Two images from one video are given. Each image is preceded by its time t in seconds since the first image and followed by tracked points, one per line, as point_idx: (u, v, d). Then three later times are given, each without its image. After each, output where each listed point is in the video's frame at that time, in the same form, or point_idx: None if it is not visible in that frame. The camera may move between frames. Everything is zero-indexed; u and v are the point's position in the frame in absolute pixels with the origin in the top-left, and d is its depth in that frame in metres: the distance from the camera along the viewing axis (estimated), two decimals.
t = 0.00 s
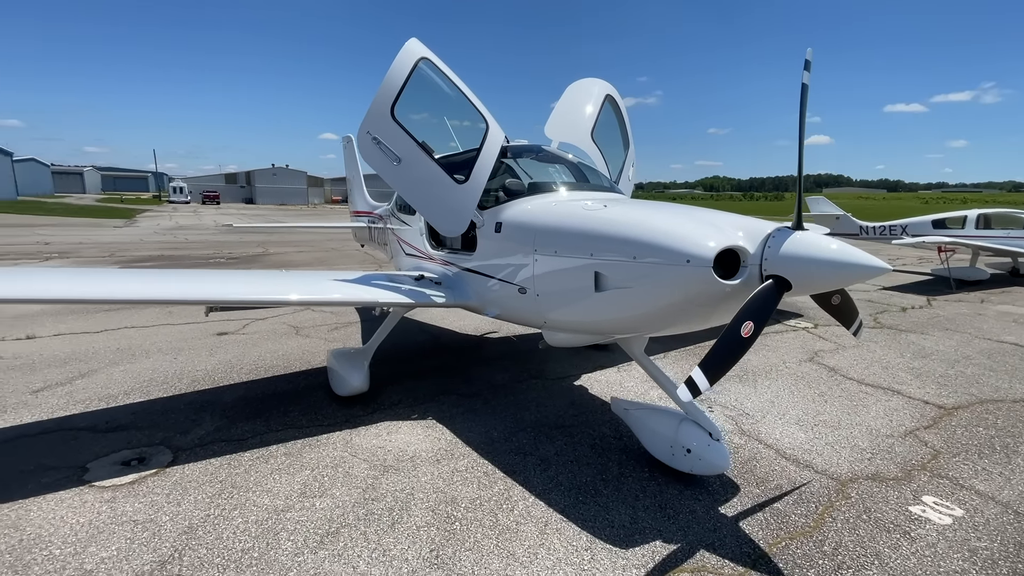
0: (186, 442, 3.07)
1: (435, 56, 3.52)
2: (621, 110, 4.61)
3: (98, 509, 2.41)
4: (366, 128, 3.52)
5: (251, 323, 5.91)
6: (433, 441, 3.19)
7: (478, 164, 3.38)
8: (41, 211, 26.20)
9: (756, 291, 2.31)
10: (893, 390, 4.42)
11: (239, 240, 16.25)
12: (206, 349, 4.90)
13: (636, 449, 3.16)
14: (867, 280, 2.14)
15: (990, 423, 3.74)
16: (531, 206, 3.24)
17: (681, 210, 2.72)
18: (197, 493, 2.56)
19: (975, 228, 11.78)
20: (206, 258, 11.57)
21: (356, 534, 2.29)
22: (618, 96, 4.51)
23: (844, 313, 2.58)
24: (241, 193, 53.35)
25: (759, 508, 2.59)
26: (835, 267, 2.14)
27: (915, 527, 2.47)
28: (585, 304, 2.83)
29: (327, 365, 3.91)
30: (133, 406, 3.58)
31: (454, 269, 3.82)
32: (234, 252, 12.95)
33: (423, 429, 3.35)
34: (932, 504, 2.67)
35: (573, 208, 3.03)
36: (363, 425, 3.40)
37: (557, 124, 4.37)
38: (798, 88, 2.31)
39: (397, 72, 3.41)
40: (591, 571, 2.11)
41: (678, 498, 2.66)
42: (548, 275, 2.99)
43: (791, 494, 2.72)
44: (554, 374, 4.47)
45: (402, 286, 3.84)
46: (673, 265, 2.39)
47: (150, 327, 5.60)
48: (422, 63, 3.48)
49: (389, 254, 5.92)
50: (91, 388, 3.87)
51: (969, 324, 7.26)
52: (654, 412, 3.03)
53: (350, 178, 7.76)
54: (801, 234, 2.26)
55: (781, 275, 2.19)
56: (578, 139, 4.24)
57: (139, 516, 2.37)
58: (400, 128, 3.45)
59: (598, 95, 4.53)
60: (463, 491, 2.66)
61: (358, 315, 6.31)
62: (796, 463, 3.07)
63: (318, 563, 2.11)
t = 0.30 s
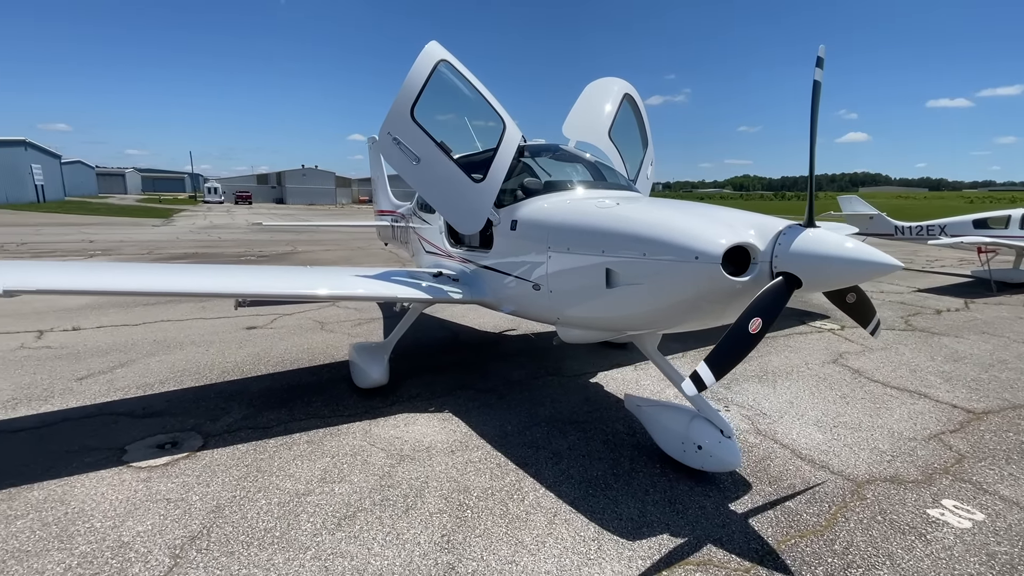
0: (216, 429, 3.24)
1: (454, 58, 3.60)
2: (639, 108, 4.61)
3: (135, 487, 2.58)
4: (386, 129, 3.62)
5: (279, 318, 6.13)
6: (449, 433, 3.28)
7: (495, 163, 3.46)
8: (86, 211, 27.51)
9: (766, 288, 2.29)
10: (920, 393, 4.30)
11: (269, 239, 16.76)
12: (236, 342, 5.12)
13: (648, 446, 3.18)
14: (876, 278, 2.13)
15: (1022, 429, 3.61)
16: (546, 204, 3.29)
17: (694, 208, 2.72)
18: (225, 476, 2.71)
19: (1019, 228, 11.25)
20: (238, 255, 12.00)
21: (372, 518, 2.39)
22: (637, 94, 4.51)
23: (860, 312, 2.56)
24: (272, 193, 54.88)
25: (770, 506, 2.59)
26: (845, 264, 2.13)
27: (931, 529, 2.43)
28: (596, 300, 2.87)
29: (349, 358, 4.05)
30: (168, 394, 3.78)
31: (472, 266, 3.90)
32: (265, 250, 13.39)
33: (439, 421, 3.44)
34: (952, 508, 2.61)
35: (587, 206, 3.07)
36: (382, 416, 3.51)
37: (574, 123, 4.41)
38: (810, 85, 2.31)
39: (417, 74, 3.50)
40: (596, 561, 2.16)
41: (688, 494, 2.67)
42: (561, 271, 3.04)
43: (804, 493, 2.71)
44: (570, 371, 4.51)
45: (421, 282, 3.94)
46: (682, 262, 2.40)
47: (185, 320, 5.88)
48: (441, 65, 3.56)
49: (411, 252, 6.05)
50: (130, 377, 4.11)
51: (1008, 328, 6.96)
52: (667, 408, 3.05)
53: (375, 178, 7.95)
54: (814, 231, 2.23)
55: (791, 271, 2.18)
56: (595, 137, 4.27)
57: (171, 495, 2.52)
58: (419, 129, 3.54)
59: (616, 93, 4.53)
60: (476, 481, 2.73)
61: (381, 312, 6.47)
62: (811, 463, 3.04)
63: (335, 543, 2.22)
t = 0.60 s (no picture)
0: (240, 418, 3.40)
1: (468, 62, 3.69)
2: (655, 108, 4.62)
3: (165, 470, 2.75)
4: (403, 132, 3.74)
5: (302, 314, 6.33)
6: (461, 427, 3.38)
7: (508, 165, 3.54)
8: (124, 211, 28.53)
9: (770, 287, 2.31)
10: (942, 397, 4.21)
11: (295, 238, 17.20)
12: (261, 337, 5.32)
13: (657, 443, 3.21)
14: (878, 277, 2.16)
15: None
16: (557, 204, 3.35)
17: (701, 208, 2.75)
18: (247, 462, 2.86)
19: None
20: (265, 253, 12.38)
21: (384, 505, 2.50)
22: (652, 94, 4.52)
23: (871, 312, 2.55)
24: (299, 194, 56.14)
25: (776, 504, 2.60)
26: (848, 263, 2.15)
27: (940, 532, 2.41)
28: (603, 299, 2.92)
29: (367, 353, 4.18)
30: (197, 385, 3.98)
31: (486, 265, 3.99)
32: (291, 248, 13.76)
33: (452, 415, 3.54)
34: (964, 512, 2.58)
35: (597, 206, 3.12)
36: (398, 409, 3.63)
37: (588, 124, 4.45)
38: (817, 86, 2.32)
39: (434, 78, 3.60)
40: (598, 551, 2.22)
41: (693, 491, 2.70)
42: (570, 270, 3.11)
43: (811, 493, 2.71)
44: (583, 369, 4.56)
45: (436, 280, 4.04)
46: (686, 261, 2.44)
47: (214, 316, 6.13)
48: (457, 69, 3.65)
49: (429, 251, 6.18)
50: (162, 368, 4.33)
51: None
52: (675, 406, 3.08)
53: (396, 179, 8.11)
54: (817, 230, 2.25)
55: (795, 270, 2.19)
56: (608, 138, 4.31)
57: (198, 478, 2.68)
58: (434, 131, 3.64)
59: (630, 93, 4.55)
60: (485, 472, 2.82)
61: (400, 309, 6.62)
62: (821, 464, 3.03)
63: (348, 527, 2.33)
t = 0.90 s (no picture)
0: (255, 411, 3.52)
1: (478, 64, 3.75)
2: (666, 107, 4.60)
3: (182, 459, 2.87)
4: (414, 133, 3.80)
5: (319, 311, 6.48)
6: (467, 423, 3.43)
7: (516, 164, 3.59)
8: (153, 211, 29.48)
9: (770, 286, 2.30)
10: (961, 401, 4.10)
11: (315, 237, 17.53)
12: (278, 333, 5.48)
13: (661, 442, 3.22)
14: (877, 278, 2.16)
15: None
16: (563, 204, 3.38)
17: (703, 207, 2.73)
18: (260, 452, 2.97)
19: None
20: (286, 252, 12.68)
21: (388, 496, 2.57)
22: (663, 94, 4.50)
23: (877, 313, 2.52)
24: (321, 194, 57.14)
25: (778, 505, 2.59)
26: (848, 263, 2.15)
27: (947, 538, 2.37)
28: (606, 298, 2.94)
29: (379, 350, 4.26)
30: (215, 378, 4.13)
31: (494, 264, 4.04)
32: (311, 247, 14.05)
33: (459, 412, 3.60)
34: (974, 517, 2.53)
35: (601, 205, 3.13)
36: (406, 405, 3.71)
37: (598, 123, 4.45)
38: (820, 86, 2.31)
39: (443, 80, 3.66)
40: (595, 546, 2.24)
41: (694, 490, 2.71)
42: (574, 270, 3.14)
43: (816, 495, 2.69)
44: (592, 369, 4.58)
45: (445, 278, 4.10)
46: (684, 261, 2.44)
47: (235, 312, 6.33)
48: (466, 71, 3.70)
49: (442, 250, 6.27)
50: (184, 362, 4.50)
51: None
52: (678, 406, 3.08)
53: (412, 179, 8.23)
54: (819, 230, 2.25)
55: (796, 270, 2.19)
56: (618, 138, 4.31)
57: (214, 467, 2.79)
58: (443, 132, 3.71)
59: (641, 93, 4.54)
60: (488, 468, 2.87)
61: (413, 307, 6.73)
62: (828, 467, 3.00)
63: (352, 517, 2.40)
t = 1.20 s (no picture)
0: (256, 405, 3.62)
1: (476, 66, 3.79)
2: (666, 106, 4.60)
3: (182, 450, 2.97)
4: (410, 134, 3.84)
5: (326, 309, 6.60)
6: (461, 419, 3.48)
7: (513, 164, 3.64)
8: (174, 210, 30.19)
9: (752, 285, 2.29)
10: (967, 405, 4.02)
11: (329, 237, 17.79)
12: (285, 330, 5.60)
13: (652, 441, 3.22)
14: (860, 277, 2.15)
15: None
16: (555, 204, 3.40)
17: (691, 206, 2.73)
18: (257, 445, 3.05)
19: None
20: (300, 251, 12.90)
21: (377, 489, 2.63)
22: (663, 93, 4.50)
23: (869, 314, 2.51)
24: (337, 194, 57.84)
25: (765, 506, 2.58)
26: (831, 262, 2.14)
27: (935, 541, 2.34)
28: (595, 298, 2.96)
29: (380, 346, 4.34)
30: (221, 373, 4.25)
31: (492, 263, 4.08)
32: (324, 246, 14.26)
33: (454, 409, 3.65)
34: (965, 522, 2.49)
35: (591, 205, 3.15)
36: (403, 401, 3.77)
37: (598, 122, 4.47)
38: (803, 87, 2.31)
39: (439, 82, 3.69)
40: (576, 542, 2.27)
41: (681, 489, 2.71)
42: (565, 270, 3.16)
43: (804, 496, 2.67)
44: (590, 368, 4.59)
45: (444, 277, 4.15)
46: (667, 260, 2.45)
47: (244, 309, 6.47)
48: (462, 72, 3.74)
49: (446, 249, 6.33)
50: (192, 357, 4.64)
51: None
52: (669, 405, 3.09)
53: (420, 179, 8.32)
54: (801, 229, 2.25)
55: (779, 270, 2.18)
56: (617, 137, 4.32)
57: (212, 458, 2.89)
58: (440, 133, 3.75)
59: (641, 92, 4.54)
60: (477, 463, 2.91)
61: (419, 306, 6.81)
62: (820, 469, 2.98)
63: (341, 509, 2.47)
